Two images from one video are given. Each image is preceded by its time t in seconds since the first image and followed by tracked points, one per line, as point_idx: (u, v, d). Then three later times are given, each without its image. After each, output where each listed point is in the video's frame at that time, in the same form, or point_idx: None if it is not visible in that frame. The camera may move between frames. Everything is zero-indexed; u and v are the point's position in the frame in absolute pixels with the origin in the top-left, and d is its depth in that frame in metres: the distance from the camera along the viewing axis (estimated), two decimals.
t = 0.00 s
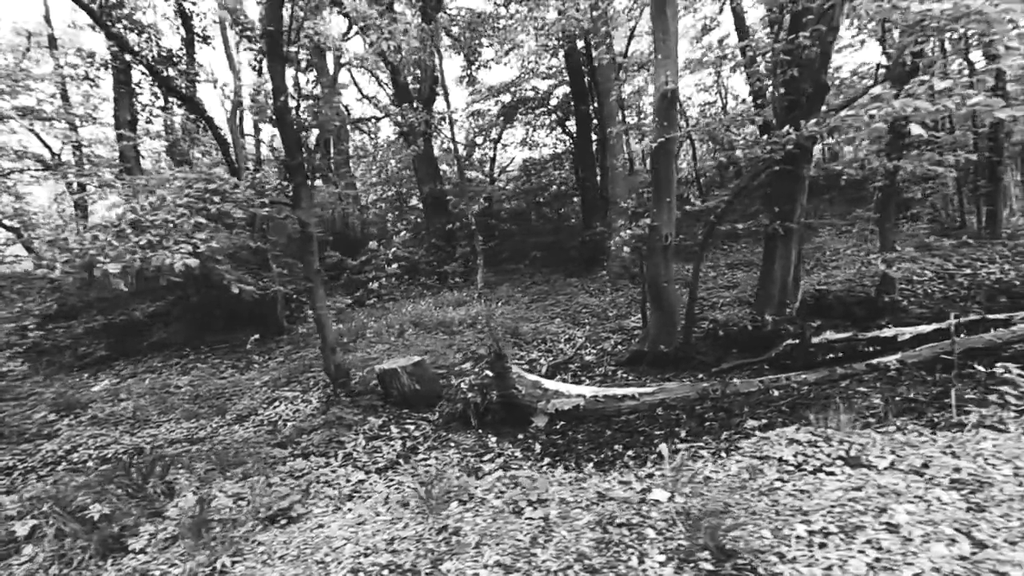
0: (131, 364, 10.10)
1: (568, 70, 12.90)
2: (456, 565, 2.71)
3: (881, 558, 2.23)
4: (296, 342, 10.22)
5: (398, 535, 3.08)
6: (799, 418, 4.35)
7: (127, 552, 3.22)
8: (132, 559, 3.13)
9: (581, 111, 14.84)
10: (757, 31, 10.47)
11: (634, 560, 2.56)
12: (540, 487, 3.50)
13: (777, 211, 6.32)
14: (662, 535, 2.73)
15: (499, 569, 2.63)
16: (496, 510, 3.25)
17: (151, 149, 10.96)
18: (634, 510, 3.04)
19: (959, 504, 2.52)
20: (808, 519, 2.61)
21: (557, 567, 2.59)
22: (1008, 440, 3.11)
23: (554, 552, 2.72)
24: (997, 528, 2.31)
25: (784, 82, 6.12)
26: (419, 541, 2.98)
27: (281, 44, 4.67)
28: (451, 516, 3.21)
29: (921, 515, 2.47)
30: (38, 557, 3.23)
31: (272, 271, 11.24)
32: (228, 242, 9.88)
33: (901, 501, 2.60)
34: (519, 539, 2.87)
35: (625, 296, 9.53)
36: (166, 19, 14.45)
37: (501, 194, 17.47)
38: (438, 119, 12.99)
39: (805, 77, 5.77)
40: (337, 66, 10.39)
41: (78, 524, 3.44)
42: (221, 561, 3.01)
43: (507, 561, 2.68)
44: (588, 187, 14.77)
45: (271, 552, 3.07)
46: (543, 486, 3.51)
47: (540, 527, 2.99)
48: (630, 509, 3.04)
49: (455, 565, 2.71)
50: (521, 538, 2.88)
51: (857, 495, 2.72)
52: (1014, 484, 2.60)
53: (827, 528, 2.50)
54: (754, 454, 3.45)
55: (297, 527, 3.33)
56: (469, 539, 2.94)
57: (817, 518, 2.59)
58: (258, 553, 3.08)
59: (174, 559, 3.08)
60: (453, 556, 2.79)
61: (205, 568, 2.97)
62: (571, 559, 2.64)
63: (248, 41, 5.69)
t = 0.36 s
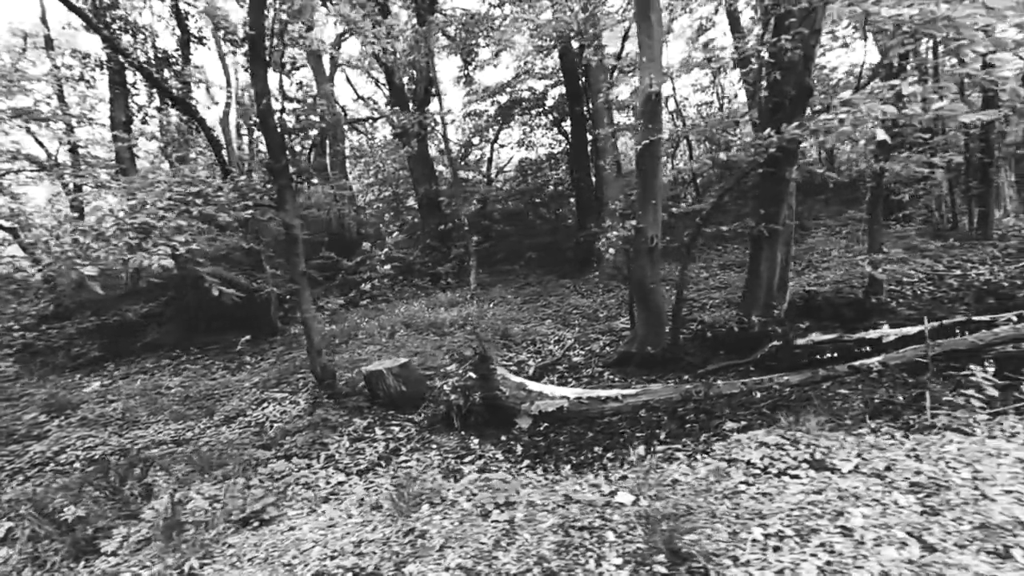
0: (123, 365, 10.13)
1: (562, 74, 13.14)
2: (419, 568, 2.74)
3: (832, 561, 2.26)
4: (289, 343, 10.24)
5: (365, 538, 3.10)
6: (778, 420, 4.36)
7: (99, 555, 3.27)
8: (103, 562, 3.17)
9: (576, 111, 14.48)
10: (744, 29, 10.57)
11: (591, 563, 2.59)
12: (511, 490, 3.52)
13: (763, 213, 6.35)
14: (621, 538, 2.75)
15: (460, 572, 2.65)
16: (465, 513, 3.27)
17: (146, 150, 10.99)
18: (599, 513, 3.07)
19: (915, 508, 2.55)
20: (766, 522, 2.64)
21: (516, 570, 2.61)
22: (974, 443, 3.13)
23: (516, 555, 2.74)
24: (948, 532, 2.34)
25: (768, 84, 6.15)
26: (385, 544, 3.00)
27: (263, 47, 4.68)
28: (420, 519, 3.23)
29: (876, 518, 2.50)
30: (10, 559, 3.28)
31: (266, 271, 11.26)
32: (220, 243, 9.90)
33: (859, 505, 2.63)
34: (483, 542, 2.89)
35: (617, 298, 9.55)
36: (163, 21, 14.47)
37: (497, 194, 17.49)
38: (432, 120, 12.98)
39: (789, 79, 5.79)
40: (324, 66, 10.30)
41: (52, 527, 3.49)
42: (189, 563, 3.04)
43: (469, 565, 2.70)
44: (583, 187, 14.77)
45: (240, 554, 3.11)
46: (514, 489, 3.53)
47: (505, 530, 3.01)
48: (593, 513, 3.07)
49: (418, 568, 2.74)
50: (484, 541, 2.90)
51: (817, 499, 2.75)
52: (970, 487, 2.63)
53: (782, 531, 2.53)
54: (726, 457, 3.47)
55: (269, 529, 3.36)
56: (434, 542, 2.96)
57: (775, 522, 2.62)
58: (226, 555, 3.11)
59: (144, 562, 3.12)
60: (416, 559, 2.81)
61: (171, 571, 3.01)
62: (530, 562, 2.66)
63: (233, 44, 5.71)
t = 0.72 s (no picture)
0: (117, 366, 10.14)
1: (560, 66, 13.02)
2: (386, 570, 2.76)
3: (788, 564, 2.28)
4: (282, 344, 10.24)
5: (336, 540, 3.13)
6: (758, 421, 4.40)
7: (74, 558, 3.35)
8: (77, 565, 3.25)
9: (571, 112, 14.35)
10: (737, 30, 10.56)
11: (553, 566, 2.60)
12: (484, 493, 3.55)
13: (751, 216, 6.40)
14: (585, 541, 2.77)
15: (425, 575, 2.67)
16: (437, 516, 3.29)
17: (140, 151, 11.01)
18: (568, 516, 3.09)
19: (876, 511, 2.57)
20: (728, 526, 2.66)
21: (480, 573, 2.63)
22: (942, 447, 3.16)
23: (482, 557, 2.76)
24: (905, 535, 2.37)
25: (755, 87, 6.16)
26: (355, 547, 3.02)
27: (248, 52, 4.70)
28: (392, 521, 3.26)
29: (836, 522, 2.52)
30: None
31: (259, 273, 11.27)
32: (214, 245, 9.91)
33: (820, 508, 2.66)
34: (450, 545, 2.91)
35: (608, 299, 9.58)
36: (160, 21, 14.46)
37: (493, 195, 17.50)
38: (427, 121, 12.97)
39: (775, 82, 5.83)
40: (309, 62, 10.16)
41: (29, 530, 3.60)
42: (160, 566, 3.09)
43: (434, 567, 2.72)
44: (578, 188, 14.78)
45: (213, 557, 3.15)
46: (488, 492, 3.56)
47: (474, 533, 3.03)
48: (560, 515, 3.10)
49: (385, 570, 2.76)
50: (451, 544, 2.92)
51: (782, 502, 2.78)
52: (931, 491, 2.65)
53: (743, 534, 2.56)
54: (700, 460, 3.49)
55: (243, 532, 3.40)
56: (402, 545, 2.99)
57: (737, 526, 2.64)
58: (198, 559, 3.14)
59: (118, 565, 3.19)
60: (384, 562, 2.84)
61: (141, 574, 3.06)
62: (494, 565, 2.68)
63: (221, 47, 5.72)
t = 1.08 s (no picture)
0: (109, 368, 10.15)
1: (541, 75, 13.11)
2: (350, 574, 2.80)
3: (741, 569, 2.31)
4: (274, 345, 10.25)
5: (304, 544, 3.17)
6: (737, 423, 4.42)
7: (46, 561, 3.43)
8: (49, 568, 3.33)
9: (565, 113, 14.39)
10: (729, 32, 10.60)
11: (512, 570, 2.64)
12: (456, 496, 3.57)
13: (736, 219, 6.44)
14: (546, 544, 2.81)
15: None
16: (407, 520, 3.31)
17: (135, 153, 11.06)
18: (534, 520, 3.12)
19: (832, 515, 2.61)
20: (687, 530, 2.70)
21: None
22: (908, 450, 3.19)
23: (444, 561, 2.79)
24: (859, 540, 2.40)
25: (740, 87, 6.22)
26: (321, 551, 3.06)
27: (230, 59, 4.73)
28: (361, 525, 3.29)
29: (792, 525, 2.55)
30: None
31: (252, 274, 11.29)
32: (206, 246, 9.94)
33: (779, 512, 2.69)
34: (414, 549, 2.95)
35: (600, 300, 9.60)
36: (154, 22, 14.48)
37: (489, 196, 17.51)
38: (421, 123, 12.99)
39: (759, 86, 5.89)
40: (296, 62, 10.17)
41: (5, 533, 3.70)
42: (129, 569, 3.14)
43: (396, 571, 2.75)
44: (572, 189, 14.79)
45: (182, 560, 3.20)
46: (459, 495, 3.58)
47: (439, 537, 3.06)
48: (525, 520, 3.12)
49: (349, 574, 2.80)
50: (416, 548, 2.96)
51: (743, 506, 2.81)
52: (889, 495, 2.69)
53: (700, 538, 2.60)
54: (671, 463, 3.51)
55: (214, 535, 3.46)
56: (367, 549, 3.02)
57: (695, 530, 2.68)
58: (168, 562, 3.19)
59: (89, 568, 3.26)
60: (348, 566, 2.87)
61: None
62: (455, 569, 2.71)
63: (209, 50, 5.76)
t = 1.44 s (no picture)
0: (102, 369, 10.16)
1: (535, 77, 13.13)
2: None
3: (694, 573, 2.33)
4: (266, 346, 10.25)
5: (272, 547, 3.23)
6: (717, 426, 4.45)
7: (18, 563, 3.50)
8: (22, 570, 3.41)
9: (559, 114, 14.45)
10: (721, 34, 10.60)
11: (471, 573, 2.66)
12: (426, 499, 3.60)
13: (722, 221, 6.51)
14: (507, 547, 2.84)
15: None
16: (375, 523, 3.35)
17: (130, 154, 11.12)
18: (500, 522, 3.15)
19: (790, 519, 2.64)
20: (646, 533, 2.73)
21: None
22: (875, 454, 3.22)
23: (407, 565, 2.83)
24: (812, 543, 2.42)
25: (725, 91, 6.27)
26: (287, 556, 3.10)
27: (212, 64, 4.76)
28: (329, 528, 3.35)
29: (749, 529, 2.58)
30: None
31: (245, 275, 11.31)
32: (199, 247, 9.97)
33: (737, 516, 2.73)
34: (378, 552, 2.99)
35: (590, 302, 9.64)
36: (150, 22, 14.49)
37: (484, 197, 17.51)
38: (414, 125, 13.01)
39: (743, 89, 6.00)
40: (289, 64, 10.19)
41: None
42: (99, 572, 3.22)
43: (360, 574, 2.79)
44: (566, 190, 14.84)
45: (152, 563, 3.26)
46: (430, 499, 3.60)
47: (403, 541, 3.09)
48: (489, 523, 3.15)
49: None
50: (379, 551, 3.00)
51: (704, 509, 2.85)
52: (848, 499, 2.73)
53: (658, 542, 2.63)
54: (641, 466, 3.55)
55: (186, 538, 3.52)
56: (333, 552, 3.07)
57: (653, 533, 2.72)
58: (138, 565, 3.26)
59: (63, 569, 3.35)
60: (312, 569, 2.93)
61: None
62: (416, 572, 2.75)
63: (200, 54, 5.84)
